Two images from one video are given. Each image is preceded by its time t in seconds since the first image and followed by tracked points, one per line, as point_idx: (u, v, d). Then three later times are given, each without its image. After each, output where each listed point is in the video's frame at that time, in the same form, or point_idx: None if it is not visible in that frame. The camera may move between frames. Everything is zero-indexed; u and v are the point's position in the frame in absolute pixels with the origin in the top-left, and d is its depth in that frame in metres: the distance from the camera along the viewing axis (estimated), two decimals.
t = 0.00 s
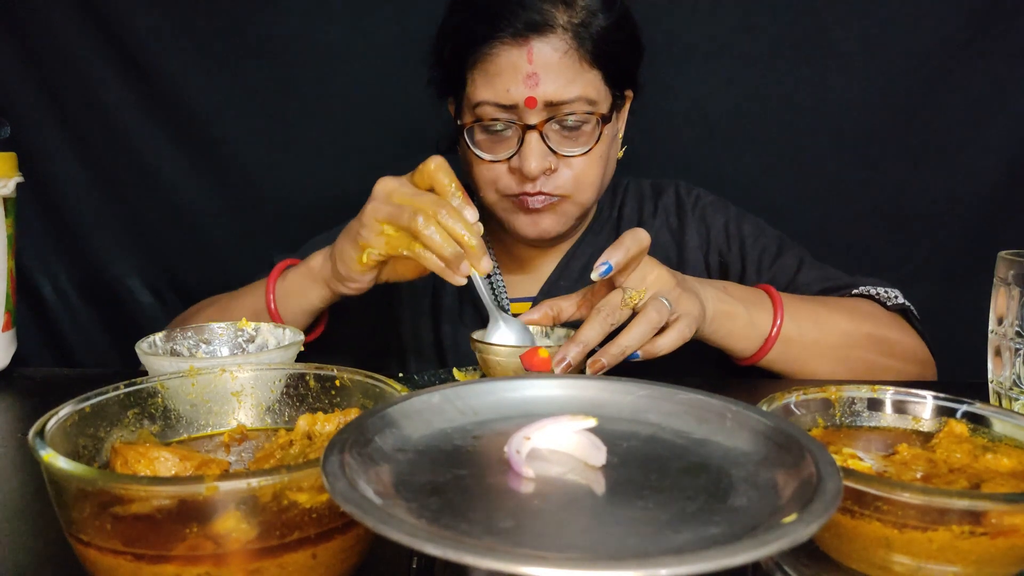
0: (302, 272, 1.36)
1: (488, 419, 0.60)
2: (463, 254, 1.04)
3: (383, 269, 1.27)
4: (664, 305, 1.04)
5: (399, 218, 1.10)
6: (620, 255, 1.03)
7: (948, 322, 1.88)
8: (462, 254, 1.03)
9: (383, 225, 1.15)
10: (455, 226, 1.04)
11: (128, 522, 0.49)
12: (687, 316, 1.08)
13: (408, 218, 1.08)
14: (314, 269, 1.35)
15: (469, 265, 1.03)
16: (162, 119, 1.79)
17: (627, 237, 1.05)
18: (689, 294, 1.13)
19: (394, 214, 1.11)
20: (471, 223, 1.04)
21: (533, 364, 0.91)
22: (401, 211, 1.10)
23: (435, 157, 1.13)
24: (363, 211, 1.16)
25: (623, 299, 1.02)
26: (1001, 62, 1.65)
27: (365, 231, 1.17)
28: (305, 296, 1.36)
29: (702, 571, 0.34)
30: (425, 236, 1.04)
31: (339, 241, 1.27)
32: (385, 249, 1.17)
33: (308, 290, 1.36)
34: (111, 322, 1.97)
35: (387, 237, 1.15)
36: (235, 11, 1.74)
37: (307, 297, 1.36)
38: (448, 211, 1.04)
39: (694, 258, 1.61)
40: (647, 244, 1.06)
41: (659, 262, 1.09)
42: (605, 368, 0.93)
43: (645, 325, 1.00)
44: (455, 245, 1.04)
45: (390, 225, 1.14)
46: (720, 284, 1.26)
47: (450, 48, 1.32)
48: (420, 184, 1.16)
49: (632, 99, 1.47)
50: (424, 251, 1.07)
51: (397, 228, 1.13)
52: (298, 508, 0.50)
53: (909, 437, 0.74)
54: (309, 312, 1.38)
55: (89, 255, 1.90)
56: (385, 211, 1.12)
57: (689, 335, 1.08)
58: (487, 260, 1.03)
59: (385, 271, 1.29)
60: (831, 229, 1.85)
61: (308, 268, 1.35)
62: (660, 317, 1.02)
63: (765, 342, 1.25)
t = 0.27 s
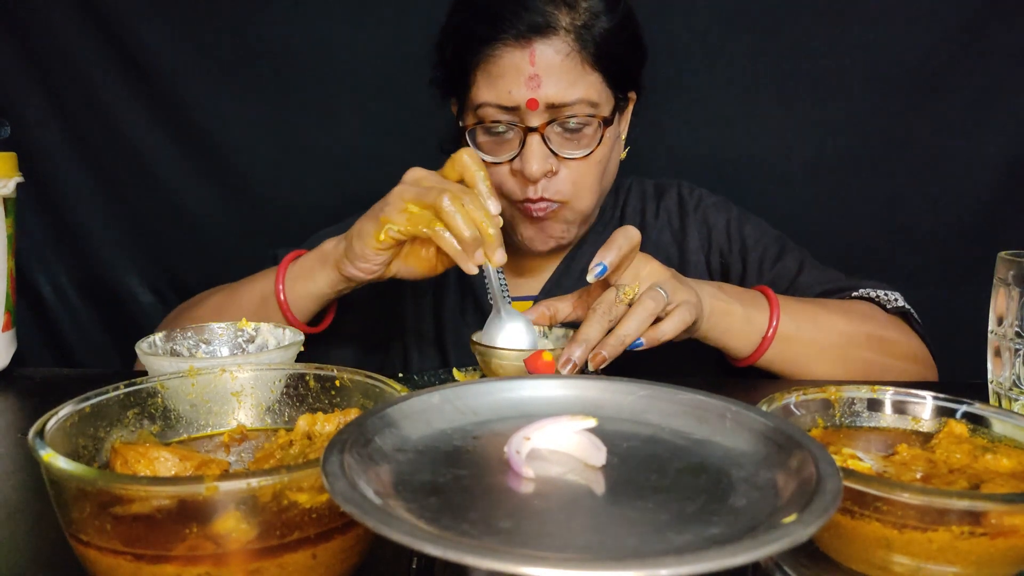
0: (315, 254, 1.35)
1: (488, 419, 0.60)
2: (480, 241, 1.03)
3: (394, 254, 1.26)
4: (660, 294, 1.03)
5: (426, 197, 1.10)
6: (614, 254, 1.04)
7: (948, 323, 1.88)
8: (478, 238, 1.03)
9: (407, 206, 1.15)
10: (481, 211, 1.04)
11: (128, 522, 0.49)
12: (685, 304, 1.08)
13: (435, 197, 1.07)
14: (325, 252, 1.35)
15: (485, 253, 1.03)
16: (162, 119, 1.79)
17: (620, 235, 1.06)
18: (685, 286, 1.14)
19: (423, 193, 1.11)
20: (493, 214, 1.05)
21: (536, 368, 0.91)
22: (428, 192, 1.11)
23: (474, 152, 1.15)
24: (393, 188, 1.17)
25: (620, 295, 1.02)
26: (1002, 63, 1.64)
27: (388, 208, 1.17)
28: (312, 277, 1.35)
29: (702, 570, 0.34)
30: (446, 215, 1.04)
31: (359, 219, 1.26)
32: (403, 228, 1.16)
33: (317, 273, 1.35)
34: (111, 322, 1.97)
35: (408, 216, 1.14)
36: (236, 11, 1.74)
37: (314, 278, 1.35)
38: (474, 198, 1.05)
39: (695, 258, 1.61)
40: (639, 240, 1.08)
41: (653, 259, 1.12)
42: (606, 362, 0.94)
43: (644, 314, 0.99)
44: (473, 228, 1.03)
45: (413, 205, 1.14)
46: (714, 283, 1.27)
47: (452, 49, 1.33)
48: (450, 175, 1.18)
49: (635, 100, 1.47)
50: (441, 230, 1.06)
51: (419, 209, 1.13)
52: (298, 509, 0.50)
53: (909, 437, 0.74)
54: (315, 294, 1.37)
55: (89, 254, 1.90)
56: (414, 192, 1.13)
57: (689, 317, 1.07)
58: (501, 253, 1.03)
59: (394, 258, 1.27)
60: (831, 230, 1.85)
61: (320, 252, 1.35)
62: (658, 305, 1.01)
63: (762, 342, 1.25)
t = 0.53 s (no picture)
0: (323, 262, 1.35)
1: (489, 419, 0.60)
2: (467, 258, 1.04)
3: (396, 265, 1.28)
4: (659, 295, 1.04)
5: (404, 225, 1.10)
6: (612, 260, 1.05)
7: (948, 323, 1.88)
8: (464, 258, 1.03)
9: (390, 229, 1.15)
10: (458, 232, 1.03)
11: (128, 522, 0.49)
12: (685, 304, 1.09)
13: (411, 227, 1.08)
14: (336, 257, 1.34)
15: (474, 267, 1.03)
16: (162, 119, 1.79)
17: (617, 238, 1.07)
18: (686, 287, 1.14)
19: (400, 219, 1.11)
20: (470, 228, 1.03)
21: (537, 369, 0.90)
22: (404, 218, 1.10)
23: (433, 159, 1.08)
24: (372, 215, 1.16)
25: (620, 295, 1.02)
26: (1003, 63, 1.64)
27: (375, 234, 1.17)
28: (328, 283, 1.35)
29: (703, 571, 0.34)
30: (429, 244, 1.05)
31: (352, 241, 1.27)
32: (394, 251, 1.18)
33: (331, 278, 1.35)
34: (111, 322, 1.97)
35: (396, 241, 1.15)
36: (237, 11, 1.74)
37: (331, 284, 1.36)
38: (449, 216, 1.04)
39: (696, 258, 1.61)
40: (637, 242, 1.08)
41: (653, 259, 1.13)
42: (607, 362, 0.94)
43: (645, 313, 0.99)
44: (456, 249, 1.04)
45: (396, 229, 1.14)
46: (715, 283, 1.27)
47: (459, 48, 1.32)
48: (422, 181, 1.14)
49: (639, 102, 1.47)
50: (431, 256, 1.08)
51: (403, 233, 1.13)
52: (298, 508, 0.50)
53: (909, 437, 0.74)
54: (336, 296, 1.38)
55: (88, 254, 1.90)
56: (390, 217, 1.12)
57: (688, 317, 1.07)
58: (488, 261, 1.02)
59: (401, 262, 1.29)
60: (831, 229, 1.85)
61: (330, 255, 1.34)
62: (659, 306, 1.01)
63: (763, 342, 1.25)
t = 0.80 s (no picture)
0: (320, 283, 1.35)
1: (489, 420, 0.60)
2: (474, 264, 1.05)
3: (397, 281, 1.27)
4: (661, 296, 1.04)
5: (406, 236, 1.10)
6: (613, 264, 1.07)
7: (948, 323, 1.88)
8: (470, 262, 1.04)
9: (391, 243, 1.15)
10: (463, 237, 1.04)
11: (129, 524, 0.49)
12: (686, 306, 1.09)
13: (415, 237, 1.07)
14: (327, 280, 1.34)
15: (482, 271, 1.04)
16: (162, 120, 1.79)
17: (619, 241, 1.08)
18: (687, 288, 1.14)
19: (401, 231, 1.11)
20: (476, 231, 1.04)
21: (537, 370, 0.90)
22: (406, 229, 1.10)
23: (432, 168, 1.09)
24: (370, 230, 1.16)
25: (620, 298, 1.02)
26: (1003, 62, 1.64)
27: (374, 250, 1.17)
28: (322, 306, 1.35)
29: (702, 571, 0.35)
30: (434, 253, 1.05)
31: (349, 259, 1.26)
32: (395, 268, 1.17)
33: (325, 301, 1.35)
34: (112, 323, 1.97)
35: (398, 254, 1.14)
36: (237, 12, 1.74)
37: (325, 308, 1.36)
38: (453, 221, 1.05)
39: (697, 259, 1.61)
40: (639, 246, 1.09)
41: (655, 261, 1.13)
42: (608, 364, 0.94)
43: (646, 317, 0.99)
44: (462, 254, 1.04)
45: (397, 243, 1.13)
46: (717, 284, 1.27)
47: (459, 48, 1.32)
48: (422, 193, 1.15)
49: (639, 102, 1.47)
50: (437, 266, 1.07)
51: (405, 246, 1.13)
52: (299, 511, 0.50)
53: (909, 437, 0.74)
54: (328, 320, 1.39)
55: (89, 255, 1.91)
56: (391, 230, 1.12)
57: (689, 320, 1.07)
58: (496, 265, 1.03)
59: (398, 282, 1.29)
60: (831, 229, 1.85)
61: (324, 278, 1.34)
62: (660, 309, 1.01)
63: (765, 343, 1.25)
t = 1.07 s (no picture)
0: (313, 271, 1.35)
1: (489, 422, 0.60)
2: (475, 248, 1.05)
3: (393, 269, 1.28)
4: (660, 296, 1.04)
5: (412, 211, 1.11)
6: (610, 264, 1.08)
7: (949, 323, 1.88)
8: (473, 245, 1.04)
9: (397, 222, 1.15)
10: (469, 219, 1.05)
11: (129, 527, 0.49)
12: (686, 305, 1.09)
13: (420, 211, 1.08)
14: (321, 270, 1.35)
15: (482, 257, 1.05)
16: (162, 124, 1.79)
17: (615, 242, 1.09)
18: (686, 287, 1.14)
19: (409, 207, 1.12)
20: (482, 215, 1.06)
21: (538, 372, 0.90)
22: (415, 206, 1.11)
23: (448, 153, 1.13)
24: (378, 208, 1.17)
25: (619, 298, 1.03)
26: (1002, 62, 1.64)
27: (378, 229, 1.17)
28: (313, 294, 1.35)
29: (701, 573, 0.35)
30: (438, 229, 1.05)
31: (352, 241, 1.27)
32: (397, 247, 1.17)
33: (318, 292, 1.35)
34: (113, 326, 1.98)
35: (402, 233, 1.15)
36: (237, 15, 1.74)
37: (316, 296, 1.35)
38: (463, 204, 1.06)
39: (697, 260, 1.61)
40: (637, 246, 1.10)
41: (653, 261, 1.13)
42: (608, 365, 0.94)
43: (645, 316, 0.99)
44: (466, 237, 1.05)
45: (404, 221, 1.14)
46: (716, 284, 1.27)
47: (455, 52, 1.33)
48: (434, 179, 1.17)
49: (638, 104, 1.47)
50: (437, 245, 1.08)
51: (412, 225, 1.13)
52: (299, 513, 0.50)
53: (910, 438, 0.74)
54: (320, 312, 1.38)
55: (90, 259, 1.91)
56: (400, 208, 1.13)
57: (689, 319, 1.07)
58: (496, 253, 1.04)
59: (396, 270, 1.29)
60: (831, 230, 1.85)
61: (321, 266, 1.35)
62: (660, 308, 1.01)
63: (765, 343, 1.25)
